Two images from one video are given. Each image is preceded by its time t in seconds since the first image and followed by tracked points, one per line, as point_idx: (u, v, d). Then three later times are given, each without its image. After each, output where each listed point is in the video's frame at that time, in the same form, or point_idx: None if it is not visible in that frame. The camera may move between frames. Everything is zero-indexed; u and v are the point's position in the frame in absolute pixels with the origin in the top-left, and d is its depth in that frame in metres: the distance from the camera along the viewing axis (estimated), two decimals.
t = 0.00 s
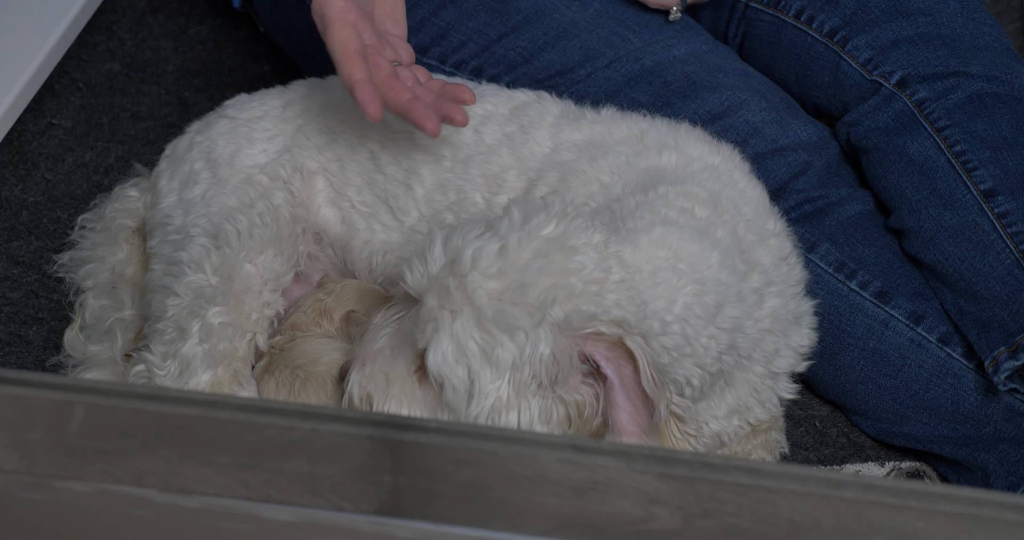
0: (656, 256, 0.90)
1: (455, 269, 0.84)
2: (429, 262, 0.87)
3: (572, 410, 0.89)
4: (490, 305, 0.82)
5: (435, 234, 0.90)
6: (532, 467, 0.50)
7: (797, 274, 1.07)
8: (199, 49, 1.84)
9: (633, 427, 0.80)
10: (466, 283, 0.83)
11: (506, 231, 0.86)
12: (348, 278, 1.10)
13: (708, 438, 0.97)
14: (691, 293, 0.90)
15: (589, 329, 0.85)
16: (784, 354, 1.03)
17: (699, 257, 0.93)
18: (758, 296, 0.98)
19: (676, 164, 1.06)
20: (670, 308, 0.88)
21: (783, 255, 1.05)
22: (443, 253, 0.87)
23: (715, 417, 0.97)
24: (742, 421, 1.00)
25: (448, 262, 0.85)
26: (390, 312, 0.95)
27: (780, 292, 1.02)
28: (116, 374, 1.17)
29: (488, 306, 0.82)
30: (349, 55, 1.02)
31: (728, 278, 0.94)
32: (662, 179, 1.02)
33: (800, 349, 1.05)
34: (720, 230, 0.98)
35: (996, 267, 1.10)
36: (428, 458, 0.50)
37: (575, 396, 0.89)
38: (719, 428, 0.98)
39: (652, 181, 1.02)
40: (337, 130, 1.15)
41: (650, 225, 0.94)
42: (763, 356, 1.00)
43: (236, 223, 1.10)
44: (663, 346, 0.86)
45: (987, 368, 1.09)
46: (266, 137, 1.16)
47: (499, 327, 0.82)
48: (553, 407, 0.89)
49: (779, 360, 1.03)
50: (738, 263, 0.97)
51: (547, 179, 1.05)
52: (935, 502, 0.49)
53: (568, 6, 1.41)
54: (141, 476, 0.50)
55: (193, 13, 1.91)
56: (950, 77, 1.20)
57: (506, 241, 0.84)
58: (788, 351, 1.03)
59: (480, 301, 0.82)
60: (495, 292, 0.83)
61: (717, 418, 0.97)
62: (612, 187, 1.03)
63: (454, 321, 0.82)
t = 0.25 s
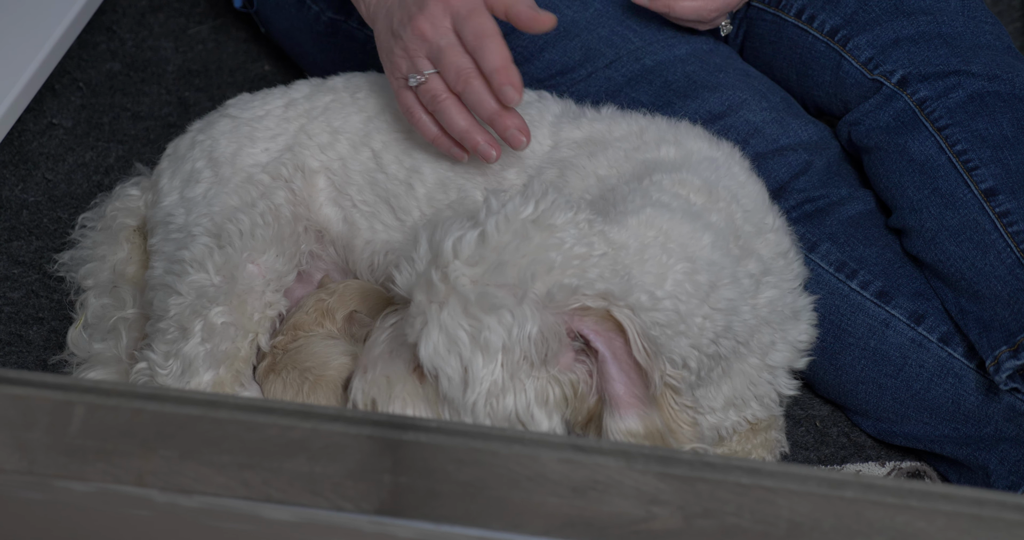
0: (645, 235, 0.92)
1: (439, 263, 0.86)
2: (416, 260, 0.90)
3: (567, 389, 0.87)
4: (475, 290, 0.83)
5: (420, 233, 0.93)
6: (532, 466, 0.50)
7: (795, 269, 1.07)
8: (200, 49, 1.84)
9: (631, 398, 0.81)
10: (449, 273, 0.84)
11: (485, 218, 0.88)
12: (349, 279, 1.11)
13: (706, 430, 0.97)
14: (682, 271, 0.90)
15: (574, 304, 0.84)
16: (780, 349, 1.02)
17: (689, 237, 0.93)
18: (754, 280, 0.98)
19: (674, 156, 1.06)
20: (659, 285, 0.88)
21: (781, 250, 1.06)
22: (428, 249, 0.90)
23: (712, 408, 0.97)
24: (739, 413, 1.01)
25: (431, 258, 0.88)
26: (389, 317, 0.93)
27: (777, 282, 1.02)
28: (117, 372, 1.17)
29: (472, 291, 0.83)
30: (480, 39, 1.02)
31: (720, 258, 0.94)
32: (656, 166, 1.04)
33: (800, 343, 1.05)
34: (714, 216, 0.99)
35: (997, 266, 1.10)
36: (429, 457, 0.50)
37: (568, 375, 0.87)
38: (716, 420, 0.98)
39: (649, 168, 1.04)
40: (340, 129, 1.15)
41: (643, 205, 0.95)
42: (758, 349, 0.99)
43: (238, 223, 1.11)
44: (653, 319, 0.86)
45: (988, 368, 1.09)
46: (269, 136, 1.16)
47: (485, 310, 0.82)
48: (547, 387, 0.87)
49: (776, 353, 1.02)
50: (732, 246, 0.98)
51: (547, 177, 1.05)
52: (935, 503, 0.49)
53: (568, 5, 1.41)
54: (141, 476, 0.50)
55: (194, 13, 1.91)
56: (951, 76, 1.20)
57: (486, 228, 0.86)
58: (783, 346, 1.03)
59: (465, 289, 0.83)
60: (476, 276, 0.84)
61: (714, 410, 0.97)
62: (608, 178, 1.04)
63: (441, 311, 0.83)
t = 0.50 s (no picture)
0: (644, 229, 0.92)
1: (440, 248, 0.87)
2: (418, 246, 0.90)
3: (563, 384, 0.88)
4: (476, 277, 0.84)
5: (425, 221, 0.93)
6: (534, 465, 0.50)
7: (792, 264, 1.07)
8: (201, 48, 1.84)
9: (625, 397, 0.81)
10: (452, 257, 0.85)
11: (491, 209, 0.90)
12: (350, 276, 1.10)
13: (704, 429, 0.96)
14: (680, 270, 0.90)
15: (574, 299, 0.85)
16: (779, 345, 1.02)
17: (687, 236, 0.93)
18: (750, 278, 0.98)
19: (670, 155, 1.07)
20: (658, 284, 0.88)
21: (778, 246, 1.06)
22: (430, 237, 0.90)
23: (712, 407, 0.96)
24: (740, 412, 1.00)
25: (434, 246, 0.88)
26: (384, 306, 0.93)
27: (775, 279, 1.03)
28: (118, 372, 1.17)
29: (474, 277, 0.84)
30: (520, 114, 1.09)
31: (718, 256, 0.94)
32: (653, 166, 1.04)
33: (799, 340, 1.05)
34: (711, 215, 0.99)
35: (998, 265, 1.10)
36: (430, 456, 0.50)
37: (565, 371, 0.88)
38: (716, 419, 0.97)
39: (644, 168, 1.04)
40: (335, 128, 1.16)
41: (641, 204, 0.95)
42: (759, 348, 0.99)
43: (238, 222, 1.11)
44: (651, 319, 0.86)
45: (990, 367, 1.08)
46: (268, 134, 1.16)
47: (486, 297, 0.83)
48: (544, 382, 0.88)
49: (775, 350, 1.02)
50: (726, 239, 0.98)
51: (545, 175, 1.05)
52: (936, 501, 0.49)
53: (569, 4, 1.41)
54: (142, 474, 0.49)
55: (195, 12, 1.91)
56: (953, 74, 1.20)
57: (491, 217, 0.88)
58: (782, 342, 1.02)
59: (466, 275, 0.84)
60: (480, 265, 0.85)
61: (714, 409, 0.96)
62: (604, 178, 1.04)
63: (440, 296, 0.84)
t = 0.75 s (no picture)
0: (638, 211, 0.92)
1: (424, 263, 0.86)
2: (405, 265, 0.89)
3: (575, 358, 0.87)
4: (465, 279, 0.83)
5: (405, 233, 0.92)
6: (535, 465, 0.50)
7: (792, 258, 1.07)
8: (201, 48, 1.84)
9: (635, 355, 0.81)
10: (437, 270, 0.84)
11: (460, 207, 0.89)
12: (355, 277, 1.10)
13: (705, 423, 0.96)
14: (674, 238, 0.90)
15: (564, 272, 0.84)
16: (779, 337, 1.02)
17: (684, 211, 0.94)
18: (749, 263, 0.98)
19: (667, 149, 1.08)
20: (650, 248, 0.88)
21: (777, 241, 1.06)
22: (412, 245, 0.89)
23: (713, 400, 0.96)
24: (740, 407, 0.99)
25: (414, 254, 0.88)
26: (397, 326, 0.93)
27: (774, 269, 1.03)
28: (117, 371, 1.17)
29: (462, 281, 0.83)
30: (436, 152, 1.10)
31: (715, 233, 0.95)
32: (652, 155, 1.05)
33: (799, 333, 1.05)
34: (710, 197, 1.00)
35: (999, 264, 1.10)
36: (430, 456, 0.50)
37: (574, 343, 0.87)
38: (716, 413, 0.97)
39: (646, 158, 1.04)
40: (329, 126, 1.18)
41: (636, 178, 0.97)
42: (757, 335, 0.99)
43: (239, 221, 1.10)
44: (647, 278, 0.85)
45: (990, 366, 1.09)
46: (264, 131, 1.17)
47: (478, 296, 0.82)
48: (556, 358, 0.87)
49: (775, 342, 1.01)
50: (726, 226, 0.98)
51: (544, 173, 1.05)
52: (937, 501, 0.49)
53: (569, 4, 1.41)
54: (143, 474, 0.49)
55: (195, 12, 1.92)
56: (953, 75, 1.20)
57: (460, 216, 0.87)
58: (782, 334, 1.02)
59: (454, 280, 0.83)
60: (464, 265, 0.84)
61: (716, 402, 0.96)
62: (604, 169, 1.04)
63: (438, 309, 0.83)
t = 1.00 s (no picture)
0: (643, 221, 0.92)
1: (444, 268, 0.84)
2: (416, 260, 0.87)
3: (571, 393, 0.88)
4: (483, 300, 0.82)
5: (416, 231, 0.91)
6: (534, 463, 0.50)
7: (794, 260, 1.07)
8: (202, 46, 1.84)
9: (631, 407, 0.80)
10: (455, 281, 0.83)
11: (488, 222, 0.86)
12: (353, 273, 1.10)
13: (704, 426, 0.97)
14: (684, 269, 0.90)
15: (582, 314, 0.84)
16: (782, 341, 1.02)
17: (692, 234, 0.93)
18: (755, 276, 0.98)
19: (669, 152, 1.08)
20: (664, 285, 0.88)
21: (781, 242, 1.06)
22: (429, 250, 0.87)
23: (716, 404, 0.97)
24: (742, 409, 1.00)
25: (434, 261, 0.86)
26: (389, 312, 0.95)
27: (777, 275, 1.03)
28: (118, 370, 1.17)
29: (480, 301, 0.82)
30: (408, 161, 1.11)
31: (724, 254, 0.94)
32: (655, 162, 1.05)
33: (800, 335, 1.05)
34: (716, 211, 1.00)
35: (999, 263, 1.10)
36: (429, 454, 0.50)
37: (573, 380, 0.87)
38: (718, 416, 0.98)
39: (647, 167, 1.04)
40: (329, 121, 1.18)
41: (646, 201, 0.95)
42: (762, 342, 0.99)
43: (238, 220, 1.10)
44: (658, 323, 0.86)
45: (990, 364, 1.09)
46: (262, 130, 1.17)
47: (493, 321, 0.82)
48: (552, 392, 0.88)
49: (778, 344, 1.02)
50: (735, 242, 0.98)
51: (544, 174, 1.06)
52: (937, 499, 0.49)
53: (569, 2, 1.41)
54: (143, 472, 0.49)
55: (195, 10, 1.91)
56: (954, 74, 1.20)
57: (489, 233, 0.85)
58: (787, 337, 1.03)
59: (471, 298, 0.82)
60: (485, 286, 0.83)
61: (717, 406, 0.97)
62: (607, 175, 1.05)
63: (448, 320, 0.82)
